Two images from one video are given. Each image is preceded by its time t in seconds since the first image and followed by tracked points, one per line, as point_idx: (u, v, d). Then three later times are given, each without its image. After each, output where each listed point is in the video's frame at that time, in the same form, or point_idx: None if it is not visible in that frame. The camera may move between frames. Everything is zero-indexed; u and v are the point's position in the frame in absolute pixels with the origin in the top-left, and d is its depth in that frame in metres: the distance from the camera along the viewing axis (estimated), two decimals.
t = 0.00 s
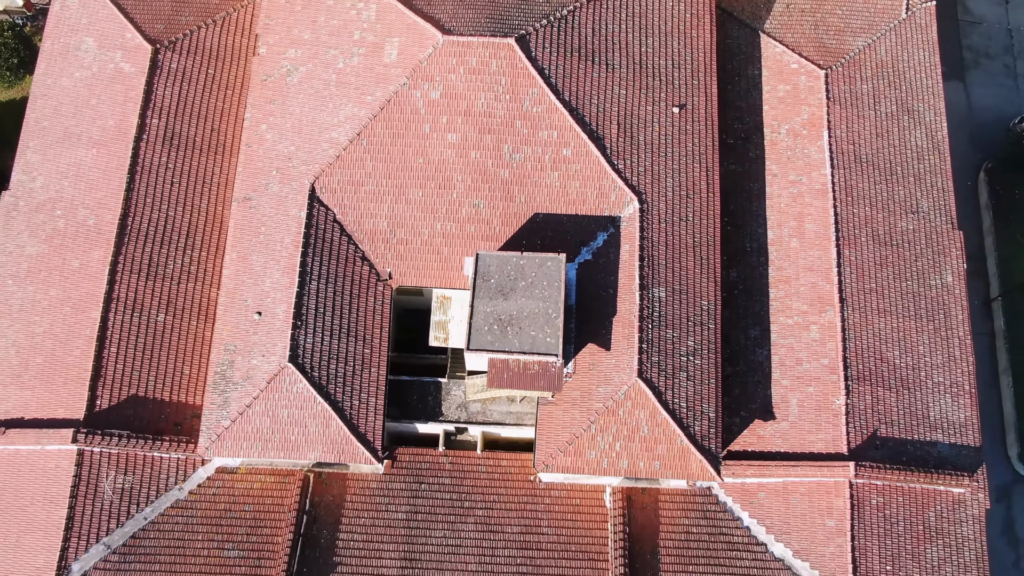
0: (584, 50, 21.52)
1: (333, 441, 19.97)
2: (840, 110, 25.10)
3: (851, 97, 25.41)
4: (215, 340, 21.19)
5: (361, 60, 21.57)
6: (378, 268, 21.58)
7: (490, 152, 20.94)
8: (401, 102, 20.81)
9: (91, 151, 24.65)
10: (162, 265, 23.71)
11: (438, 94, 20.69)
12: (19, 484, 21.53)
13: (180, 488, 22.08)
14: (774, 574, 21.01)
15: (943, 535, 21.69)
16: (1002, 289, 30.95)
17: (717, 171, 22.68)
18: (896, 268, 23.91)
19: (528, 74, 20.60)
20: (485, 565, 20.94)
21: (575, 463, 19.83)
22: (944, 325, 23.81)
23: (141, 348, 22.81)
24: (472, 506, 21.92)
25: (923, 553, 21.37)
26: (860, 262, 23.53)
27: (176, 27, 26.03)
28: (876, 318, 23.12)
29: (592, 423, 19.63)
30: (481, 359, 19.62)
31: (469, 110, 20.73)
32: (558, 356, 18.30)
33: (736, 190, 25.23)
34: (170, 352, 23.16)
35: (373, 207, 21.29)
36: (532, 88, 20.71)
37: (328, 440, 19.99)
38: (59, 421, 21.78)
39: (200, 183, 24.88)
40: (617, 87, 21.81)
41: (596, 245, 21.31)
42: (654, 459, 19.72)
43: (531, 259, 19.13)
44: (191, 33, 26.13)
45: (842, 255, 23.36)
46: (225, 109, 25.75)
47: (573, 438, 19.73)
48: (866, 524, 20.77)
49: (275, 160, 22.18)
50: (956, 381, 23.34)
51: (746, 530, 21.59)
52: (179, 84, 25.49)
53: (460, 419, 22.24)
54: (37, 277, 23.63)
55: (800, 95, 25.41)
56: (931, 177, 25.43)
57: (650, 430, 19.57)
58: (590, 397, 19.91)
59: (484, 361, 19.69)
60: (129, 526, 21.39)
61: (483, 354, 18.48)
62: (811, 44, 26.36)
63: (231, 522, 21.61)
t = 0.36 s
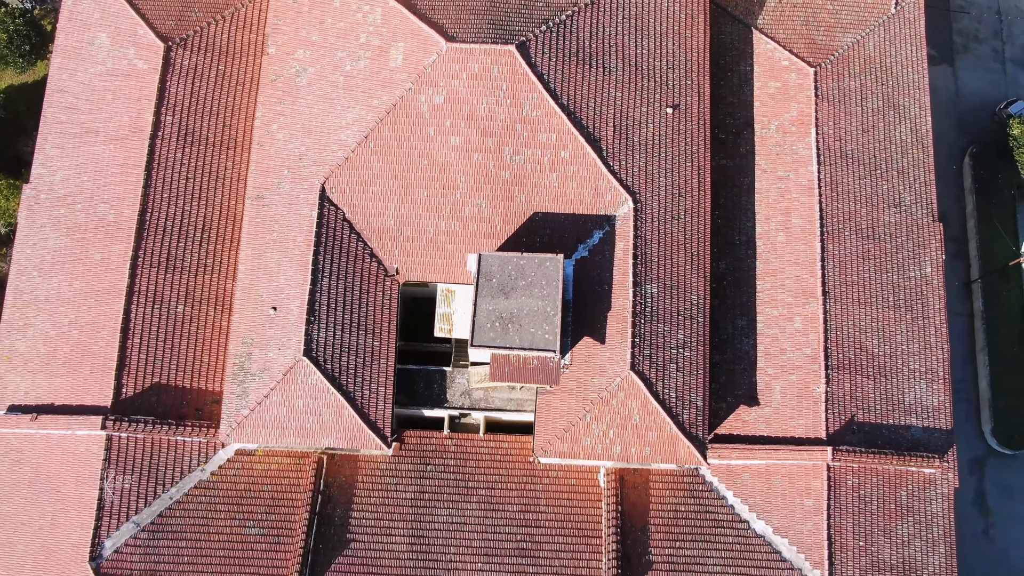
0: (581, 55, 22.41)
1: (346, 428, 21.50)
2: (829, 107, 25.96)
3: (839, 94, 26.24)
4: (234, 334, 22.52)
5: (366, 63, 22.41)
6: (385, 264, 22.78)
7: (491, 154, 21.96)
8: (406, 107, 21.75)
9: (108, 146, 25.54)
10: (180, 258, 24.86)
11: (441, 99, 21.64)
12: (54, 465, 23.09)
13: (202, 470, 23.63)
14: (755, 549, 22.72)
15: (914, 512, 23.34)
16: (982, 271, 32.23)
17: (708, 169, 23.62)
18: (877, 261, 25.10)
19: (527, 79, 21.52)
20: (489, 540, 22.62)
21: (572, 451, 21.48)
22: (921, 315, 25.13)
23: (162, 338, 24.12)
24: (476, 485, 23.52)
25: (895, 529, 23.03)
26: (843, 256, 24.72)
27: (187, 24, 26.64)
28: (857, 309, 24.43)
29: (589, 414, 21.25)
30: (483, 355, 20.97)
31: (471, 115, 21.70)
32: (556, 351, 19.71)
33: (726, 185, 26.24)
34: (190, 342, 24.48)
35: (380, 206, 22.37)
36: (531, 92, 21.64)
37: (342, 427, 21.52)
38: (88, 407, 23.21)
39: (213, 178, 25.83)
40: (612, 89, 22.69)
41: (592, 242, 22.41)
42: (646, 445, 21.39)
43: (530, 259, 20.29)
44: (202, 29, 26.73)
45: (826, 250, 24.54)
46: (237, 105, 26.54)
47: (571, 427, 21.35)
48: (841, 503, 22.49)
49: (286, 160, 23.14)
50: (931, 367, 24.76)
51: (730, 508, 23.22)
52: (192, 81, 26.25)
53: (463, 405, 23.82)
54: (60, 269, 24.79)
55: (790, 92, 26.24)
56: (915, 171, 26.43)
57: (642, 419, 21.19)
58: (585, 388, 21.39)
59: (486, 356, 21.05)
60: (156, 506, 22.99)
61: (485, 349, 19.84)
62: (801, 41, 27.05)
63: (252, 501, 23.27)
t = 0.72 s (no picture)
0: (580, 60, 23.32)
1: (359, 417, 23.16)
2: (818, 105, 26.87)
3: (829, 92, 27.11)
4: (252, 327, 23.87)
5: (373, 68, 23.33)
6: (394, 260, 23.96)
7: (493, 157, 23.08)
8: (412, 112, 22.81)
9: (126, 144, 26.49)
10: (198, 253, 26.05)
11: (446, 105, 22.72)
12: (85, 448, 24.65)
13: (223, 452, 25.22)
14: (741, 527, 24.38)
15: (890, 492, 24.99)
16: (965, 256, 33.31)
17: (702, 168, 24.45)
18: (861, 255, 26.32)
19: (528, 86, 22.50)
20: (492, 517, 24.28)
21: (570, 438, 23.18)
22: (901, 306, 26.44)
23: (182, 329, 25.47)
24: (479, 467, 25.11)
25: (871, 508, 24.72)
26: (828, 251, 25.95)
27: (199, 23, 27.28)
28: (841, 302, 25.74)
29: (586, 404, 22.85)
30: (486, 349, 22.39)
31: (474, 120, 22.82)
32: (556, 345, 21.16)
33: (718, 180, 27.27)
34: (209, 333, 25.83)
35: (389, 206, 23.51)
36: (532, 98, 22.65)
37: (356, 416, 23.18)
38: (115, 395, 24.67)
39: (228, 175, 26.86)
40: (610, 92, 23.58)
41: (590, 240, 23.53)
42: (639, 432, 23.00)
43: (531, 260, 21.52)
44: (213, 27, 27.33)
45: (813, 246, 25.76)
46: (249, 104, 27.39)
47: (569, 416, 23.00)
48: (821, 484, 24.21)
49: (299, 161, 24.14)
50: (910, 355, 26.15)
51: (717, 488, 24.90)
52: (205, 80, 27.03)
53: (468, 392, 25.36)
54: (84, 262, 25.98)
55: (781, 90, 27.11)
56: (899, 167, 27.45)
57: (636, 408, 22.76)
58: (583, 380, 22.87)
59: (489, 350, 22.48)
60: (181, 487, 24.59)
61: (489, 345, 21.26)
62: (793, 39, 27.80)
63: (271, 483, 24.91)
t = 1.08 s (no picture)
0: (579, 66, 24.33)
1: (370, 405, 24.83)
2: (808, 104, 27.85)
3: (818, 91, 28.05)
4: (268, 321, 25.26)
5: (380, 74, 24.38)
6: (401, 256, 25.22)
7: (495, 160, 24.26)
8: (417, 117, 23.98)
9: (143, 142, 27.49)
10: (214, 248, 27.29)
11: (450, 110, 23.88)
12: (115, 433, 26.30)
13: (242, 436, 26.80)
14: (728, 506, 26.08)
15: (868, 473, 26.64)
16: (949, 242, 34.53)
17: (694, 168, 25.52)
18: (846, 249, 27.58)
19: (528, 92, 23.59)
20: (495, 497, 25.99)
21: (568, 424, 24.89)
22: (883, 297, 27.77)
23: (202, 320, 26.86)
24: (483, 450, 26.71)
25: (850, 487, 26.43)
26: (814, 246, 27.22)
27: (210, 23, 28.08)
28: (825, 294, 27.11)
29: (584, 392, 24.44)
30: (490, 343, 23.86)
31: (477, 125, 23.97)
32: (554, 340, 22.62)
33: (711, 176, 28.33)
34: (226, 324, 27.21)
35: (397, 206, 24.73)
36: (533, 104, 23.72)
37: (367, 405, 24.85)
38: (140, 383, 26.20)
39: (241, 172, 27.90)
40: (607, 96, 24.61)
41: (587, 237, 24.76)
42: (633, 419, 24.67)
43: (532, 259, 22.82)
44: (224, 28, 28.14)
45: (799, 241, 27.04)
46: (261, 102, 28.30)
47: (568, 404, 24.58)
48: (803, 467, 25.93)
49: (310, 162, 25.22)
50: (890, 344, 27.57)
51: (706, 469, 26.52)
52: (217, 79, 27.91)
53: (471, 380, 26.92)
54: (106, 256, 27.27)
55: (773, 90, 28.05)
56: (885, 163, 28.52)
57: (630, 397, 24.36)
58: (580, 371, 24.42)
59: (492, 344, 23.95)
60: (204, 470, 26.26)
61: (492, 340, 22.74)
62: (785, 38, 28.61)
63: (288, 465, 26.52)
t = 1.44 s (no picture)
0: (578, 73, 25.63)
1: (381, 396, 26.59)
2: (798, 105, 28.92)
3: (808, 92, 29.10)
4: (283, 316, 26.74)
5: (389, 81, 25.58)
6: (409, 254, 26.69)
7: (498, 164, 25.64)
8: (424, 124, 25.31)
9: (160, 142, 28.65)
10: (230, 244, 28.57)
11: (455, 117, 25.25)
12: (140, 419, 27.98)
13: (260, 423, 28.37)
14: (715, 487, 27.89)
15: (849, 457, 28.36)
16: (934, 230, 35.73)
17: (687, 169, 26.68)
18: (832, 244, 28.92)
19: (529, 100, 24.90)
20: (498, 480, 27.72)
21: (566, 412, 26.64)
22: (867, 291, 29.19)
23: (220, 314, 28.31)
24: (486, 436, 28.38)
25: (831, 470, 28.17)
26: (802, 242, 28.55)
27: (223, 26, 28.93)
28: (811, 288, 28.53)
29: (581, 383, 26.16)
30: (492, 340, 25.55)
31: (481, 131, 25.33)
32: (553, 337, 24.28)
33: (704, 174, 29.51)
34: (243, 317, 28.63)
35: (404, 207, 26.07)
36: (533, 111, 25.03)
37: (378, 395, 26.62)
38: (162, 373, 27.78)
39: (254, 170, 28.97)
40: (605, 102, 25.81)
41: (585, 237, 26.17)
42: (626, 408, 26.47)
43: (533, 261, 24.26)
44: (235, 30, 29.04)
45: (788, 238, 28.36)
46: (273, 103, 29.29)
47: (565, 393, 26.35)
48: (787, 451, 27.66)
49: (321, 164, 26.44)
50: (872, 335, 29.07)
51: (696, 453, 28.25)
52: (230, 81, 28.88)
53: (475, 370, 28.67)
54: (127, 252, 28.65)
55: (764, 90, 29.07)
56: (871, 160, 29.66)
57: (623, 387, 26.15)
58: (577, 363, 26.16)
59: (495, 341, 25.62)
60: (224, 454, 27.89)
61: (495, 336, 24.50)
62: (777, 39, 29.53)
63: (303, 451, 28.15)
